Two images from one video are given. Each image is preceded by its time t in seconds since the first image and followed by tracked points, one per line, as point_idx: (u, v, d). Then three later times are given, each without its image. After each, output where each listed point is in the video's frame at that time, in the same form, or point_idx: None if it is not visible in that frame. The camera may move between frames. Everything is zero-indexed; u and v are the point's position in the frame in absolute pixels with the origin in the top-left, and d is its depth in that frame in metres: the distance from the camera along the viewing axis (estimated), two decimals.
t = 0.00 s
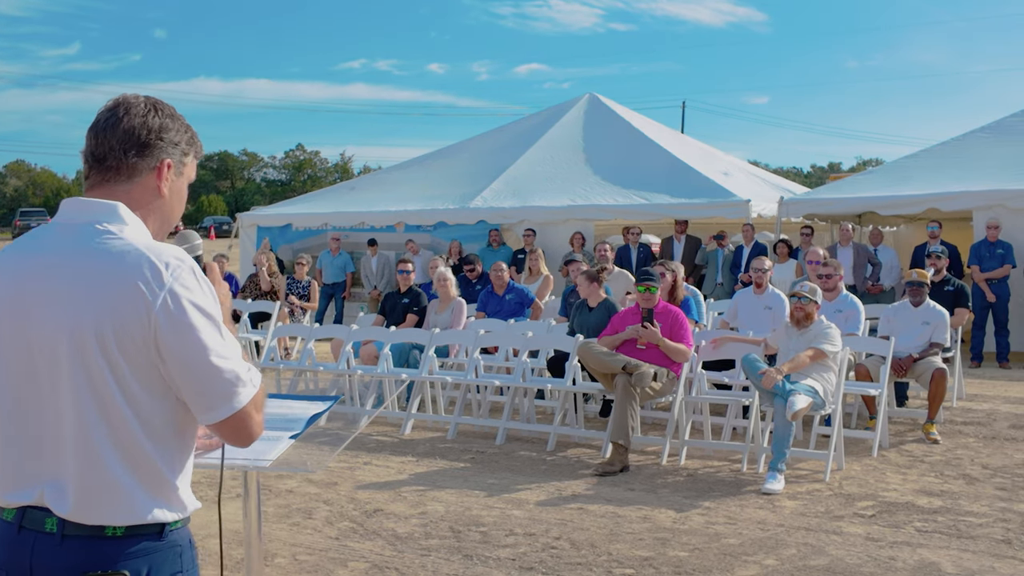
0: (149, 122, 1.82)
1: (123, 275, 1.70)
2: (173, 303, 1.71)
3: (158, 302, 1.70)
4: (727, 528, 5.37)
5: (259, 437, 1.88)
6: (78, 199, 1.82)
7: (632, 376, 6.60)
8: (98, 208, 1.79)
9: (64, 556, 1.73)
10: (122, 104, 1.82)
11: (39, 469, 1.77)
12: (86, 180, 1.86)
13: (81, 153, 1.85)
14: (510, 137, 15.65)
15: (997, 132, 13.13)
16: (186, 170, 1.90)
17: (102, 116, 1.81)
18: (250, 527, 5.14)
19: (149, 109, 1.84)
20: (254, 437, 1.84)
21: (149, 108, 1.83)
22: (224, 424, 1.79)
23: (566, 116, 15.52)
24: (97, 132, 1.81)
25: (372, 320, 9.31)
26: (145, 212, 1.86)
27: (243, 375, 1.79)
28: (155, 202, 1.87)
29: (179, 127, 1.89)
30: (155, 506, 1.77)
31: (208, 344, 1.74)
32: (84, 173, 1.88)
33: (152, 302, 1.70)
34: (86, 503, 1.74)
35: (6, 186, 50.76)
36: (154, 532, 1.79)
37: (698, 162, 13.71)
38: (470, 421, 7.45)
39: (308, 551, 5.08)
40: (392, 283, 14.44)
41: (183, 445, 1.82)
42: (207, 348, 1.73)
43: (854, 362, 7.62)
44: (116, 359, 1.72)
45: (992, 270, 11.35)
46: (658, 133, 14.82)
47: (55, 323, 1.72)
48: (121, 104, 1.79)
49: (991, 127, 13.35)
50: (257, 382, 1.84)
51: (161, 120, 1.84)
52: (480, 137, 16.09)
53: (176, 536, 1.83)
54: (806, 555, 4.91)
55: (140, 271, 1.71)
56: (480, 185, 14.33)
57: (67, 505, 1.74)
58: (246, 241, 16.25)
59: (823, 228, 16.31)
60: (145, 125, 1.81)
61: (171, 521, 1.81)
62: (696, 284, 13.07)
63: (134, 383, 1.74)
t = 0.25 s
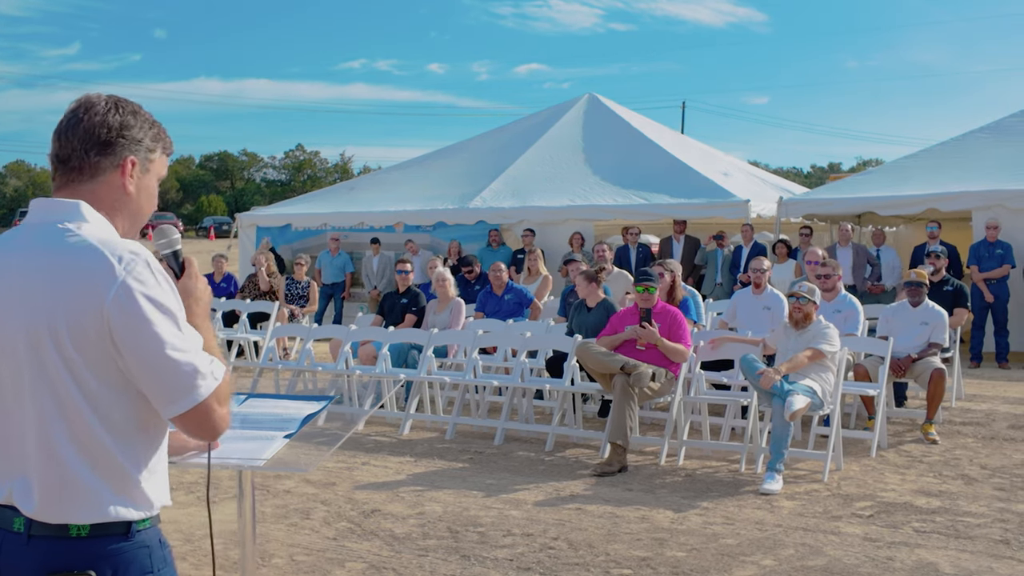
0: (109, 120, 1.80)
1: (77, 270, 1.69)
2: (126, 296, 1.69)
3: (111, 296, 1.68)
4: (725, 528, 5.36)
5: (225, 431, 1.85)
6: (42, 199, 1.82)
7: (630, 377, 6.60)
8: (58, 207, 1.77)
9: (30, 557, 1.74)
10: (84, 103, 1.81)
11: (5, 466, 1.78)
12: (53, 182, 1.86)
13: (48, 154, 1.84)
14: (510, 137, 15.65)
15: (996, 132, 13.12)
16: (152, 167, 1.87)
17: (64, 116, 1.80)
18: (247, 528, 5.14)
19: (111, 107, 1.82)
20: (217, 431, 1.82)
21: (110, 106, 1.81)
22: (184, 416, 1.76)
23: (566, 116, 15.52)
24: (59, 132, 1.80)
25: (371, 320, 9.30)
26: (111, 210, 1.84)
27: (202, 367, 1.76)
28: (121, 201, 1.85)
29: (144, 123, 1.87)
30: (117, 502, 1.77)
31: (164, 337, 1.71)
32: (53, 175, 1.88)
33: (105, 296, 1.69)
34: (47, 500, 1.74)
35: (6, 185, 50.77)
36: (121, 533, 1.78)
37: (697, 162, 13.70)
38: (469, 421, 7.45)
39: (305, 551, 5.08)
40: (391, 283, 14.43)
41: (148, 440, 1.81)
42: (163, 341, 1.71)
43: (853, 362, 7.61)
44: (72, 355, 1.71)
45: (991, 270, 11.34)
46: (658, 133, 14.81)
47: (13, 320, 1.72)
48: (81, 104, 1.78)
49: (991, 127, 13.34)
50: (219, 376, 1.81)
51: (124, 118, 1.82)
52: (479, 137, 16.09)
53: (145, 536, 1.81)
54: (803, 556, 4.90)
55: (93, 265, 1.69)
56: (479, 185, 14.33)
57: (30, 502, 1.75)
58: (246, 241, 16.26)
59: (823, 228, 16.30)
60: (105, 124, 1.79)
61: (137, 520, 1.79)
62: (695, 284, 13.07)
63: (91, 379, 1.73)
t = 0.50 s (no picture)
0: (78, 116, 1.79)
1: (47, 268, 1.69)
2: (95, 293, 1.68)
3: (79, 293, 1.68)
4: (725, 528, 5.36)
5: (203, 426, 1.83)
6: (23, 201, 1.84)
7: (630, 377, 6.60)
8: (32, 207, 1.78)
9: (18, 555, 1.76)
10: (56, 102, 1.82)
11: None
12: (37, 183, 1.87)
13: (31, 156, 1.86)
14: (510, 137, 15.65)
15: (997, 132, 13.12)
16: (128, 161, 1.85)
17: (38, 116, 1.81)
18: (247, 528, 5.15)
19: (84, 105, 1.82)
20: (196, 428, 1.80)
21: (79, 102, 1.81)
22: (160, 413, 1.74)
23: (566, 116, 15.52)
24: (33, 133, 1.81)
25: (371, 320, 9.31)
26: (89, 208, 1.84)
27: (174, 362, 1.74)
28: (98, 196, 1.84)
29: (119, 115, 1.85)
30: (100, 501, 1.77)
31: (133, 331, 1.70)
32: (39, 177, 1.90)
33: (72, 293, 1.68)
34: (29, 499, 1.75)
35: (7, 186, 50.78)
36: (107, 532, 1.78)
37: (697, 162, 13.70)
38: (469, 421, 7.45)
39: (305, 551, 5.09)
40: (392, 283, 14.43)
41: (130, 437, 1.80)
42: (132, 336, 1.70)
43: (853, 362, 7.61)
44: (45, 353, 1.71)
45: (991, 270, 11.33)
46: (658, 133, 14.80)
47: None
48: (50, 103, 1.79)
49: (991, 127, 13.33)
50: (195, 371, 1.79)
51: (92, 112, 1.81)
52: (479, 137, 16.09)
53: (131, 537, 1.81)
54: (803, 556, 4.90)
55: (63, 263, 1.69)
56: (480, 185, 14.34)
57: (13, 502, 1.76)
58: (246, 241, 16.26)
59: (823, 228, 16.31)
60: (73, 119, 1.79)
61: (123, 519, 1.79)
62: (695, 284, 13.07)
63: (67, 377, 1.73)
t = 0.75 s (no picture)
0: (74, 113, 1.78)
1: (58, 272, 1.68)
2: (107, 296, 1.68)
3: (90, 296, 1.67)
4: (728, 529, 5.36)
5: (223, 426, 1.84)
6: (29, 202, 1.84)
7: (633, 377, 6.58)
8: (35, 208, 1.78)
9: (34, 556, 1.76)
10: (55, 100, 1.81)
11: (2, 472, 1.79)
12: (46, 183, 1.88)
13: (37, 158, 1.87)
14: (514, 137, 15.65)
15: (1001, 132, 13.09)
16: (129, 156, 1.84)
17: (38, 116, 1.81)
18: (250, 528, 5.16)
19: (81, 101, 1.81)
20: (213, 427, 1.80)
21: (75, 98, 1.79)
22: (176, 414, 1.75)
23: (569, 116, 15.52)
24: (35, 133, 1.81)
25: (375, 320, 9.31)
26: (92, 206, 1.83)
27: (189, 364, 1.74)
28: (100, 192, 1.83)
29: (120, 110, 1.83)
30: (117, 505, 1.77)
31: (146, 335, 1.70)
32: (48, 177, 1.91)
33: (84, 298, 1.68)
34: (45, 504, 1.74)
35: (11, 186, 50.91)
36: (122, 535, 1.79)
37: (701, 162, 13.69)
38: (472, 421, 7.46)
39: (308, 551, 5.09)
40: (396, 283, 14.44)
41: (145, 440, 1.80)
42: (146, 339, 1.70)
43: (856, 362, 7.61)
44: (57, 360, 1.71)
45: (996, 270, 11.31)
46: (662, 133, 14.80)
47: None
48: (47, 102, 1.78)
49: (995, 127, 13.31)
50: (211, 370, 1.79)
51: (89, 107, 1.80)
52: (483, 137, 16.10)
53: (146, 539, 1.82)
54: (806, 556, 4.90)
55: (74, 267, 1.68)
56: (483, 185, 14.34)
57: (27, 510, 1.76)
58: (250, 241, 16.29)
59: (827, 228, 16.29)
60: (68, 118, 1.78)
61: (138, 523, 1.80)
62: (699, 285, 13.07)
63: (79, 381, 1.72)
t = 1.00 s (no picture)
0: (91, 121, 1.79)
1: (91, 289, 1.70)
2: (139, 314, 1.69)
3: (124, 314, 1.69)
4: (734, 529, 5.36)
5: (255, 437, 1.85)
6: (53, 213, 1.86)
7: (638, 377, 6.59)
8: (59, 219, 1.80)
9: (68, 569, 1.79)
10: (72, 108, 1.82)
11: (36, 482, 1.83)
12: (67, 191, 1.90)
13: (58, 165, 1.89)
14: (519, 137, 15.65)
15: (1007, 132, 13.06)
16: (148, 162, 1.84)
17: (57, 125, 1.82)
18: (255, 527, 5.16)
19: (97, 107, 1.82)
20: (245, 439, 1.82)
21: (92, 106, 1.80)
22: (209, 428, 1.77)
23: (574, 116, 15.51)
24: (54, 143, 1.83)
25: (380, 320, 9.32)
26: (114, 215, 1.85)
27: (222, 381, 1.75)
28: (121, 202, 1.85)
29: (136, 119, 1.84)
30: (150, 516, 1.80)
31: (180, 352, 1.71)
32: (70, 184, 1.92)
33: (118, 316, 1.69)
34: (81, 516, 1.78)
35: (17, 186, 51.04)
36: (156, 541, 1.82)
37: (706, 162, 13.68)
38: (477, 421, 7.47)
39: (314, 551, 5.10)
40: (401, 283, 14.45)
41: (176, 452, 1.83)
42: (179, 357, 1.71)
43: (862, 363, 7.60)
44: (91, 375, 1.73)
45: (1002, 271, 11.28)
46: (667, 133, 14.79)
47: (32, 342, 1.75)
48: (64, 111, 1.79)
49: (1001, 127, 13.27)
50: (244, 384, 1.80)
51: (106, 115, 1.80)
52: (488, 137, 16.10)
53: (179, 544, 1.86)
54: (812, 557, 4.90)
55: (107, 284, 1.70)
56: (488, 186, 14.35)
57: (61, 519, 1.79)
58: (255, 242, 16.33)
59: (833, 228, 16.26)
60: (85, 127, 1.78)
61: (171, 531, 1.84)
62: (704, 285, 13.06)
63: (112, 397, 1.75)
